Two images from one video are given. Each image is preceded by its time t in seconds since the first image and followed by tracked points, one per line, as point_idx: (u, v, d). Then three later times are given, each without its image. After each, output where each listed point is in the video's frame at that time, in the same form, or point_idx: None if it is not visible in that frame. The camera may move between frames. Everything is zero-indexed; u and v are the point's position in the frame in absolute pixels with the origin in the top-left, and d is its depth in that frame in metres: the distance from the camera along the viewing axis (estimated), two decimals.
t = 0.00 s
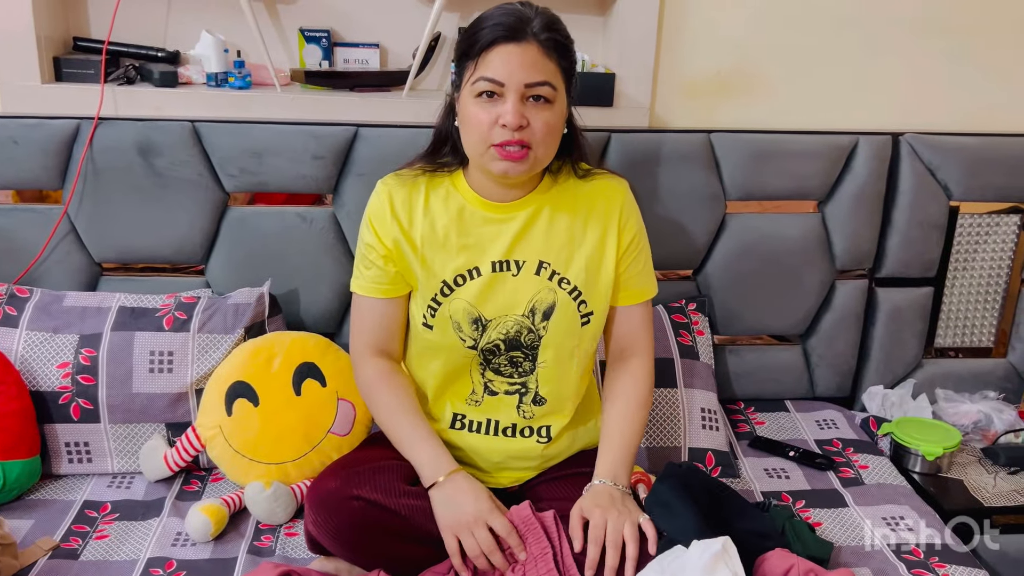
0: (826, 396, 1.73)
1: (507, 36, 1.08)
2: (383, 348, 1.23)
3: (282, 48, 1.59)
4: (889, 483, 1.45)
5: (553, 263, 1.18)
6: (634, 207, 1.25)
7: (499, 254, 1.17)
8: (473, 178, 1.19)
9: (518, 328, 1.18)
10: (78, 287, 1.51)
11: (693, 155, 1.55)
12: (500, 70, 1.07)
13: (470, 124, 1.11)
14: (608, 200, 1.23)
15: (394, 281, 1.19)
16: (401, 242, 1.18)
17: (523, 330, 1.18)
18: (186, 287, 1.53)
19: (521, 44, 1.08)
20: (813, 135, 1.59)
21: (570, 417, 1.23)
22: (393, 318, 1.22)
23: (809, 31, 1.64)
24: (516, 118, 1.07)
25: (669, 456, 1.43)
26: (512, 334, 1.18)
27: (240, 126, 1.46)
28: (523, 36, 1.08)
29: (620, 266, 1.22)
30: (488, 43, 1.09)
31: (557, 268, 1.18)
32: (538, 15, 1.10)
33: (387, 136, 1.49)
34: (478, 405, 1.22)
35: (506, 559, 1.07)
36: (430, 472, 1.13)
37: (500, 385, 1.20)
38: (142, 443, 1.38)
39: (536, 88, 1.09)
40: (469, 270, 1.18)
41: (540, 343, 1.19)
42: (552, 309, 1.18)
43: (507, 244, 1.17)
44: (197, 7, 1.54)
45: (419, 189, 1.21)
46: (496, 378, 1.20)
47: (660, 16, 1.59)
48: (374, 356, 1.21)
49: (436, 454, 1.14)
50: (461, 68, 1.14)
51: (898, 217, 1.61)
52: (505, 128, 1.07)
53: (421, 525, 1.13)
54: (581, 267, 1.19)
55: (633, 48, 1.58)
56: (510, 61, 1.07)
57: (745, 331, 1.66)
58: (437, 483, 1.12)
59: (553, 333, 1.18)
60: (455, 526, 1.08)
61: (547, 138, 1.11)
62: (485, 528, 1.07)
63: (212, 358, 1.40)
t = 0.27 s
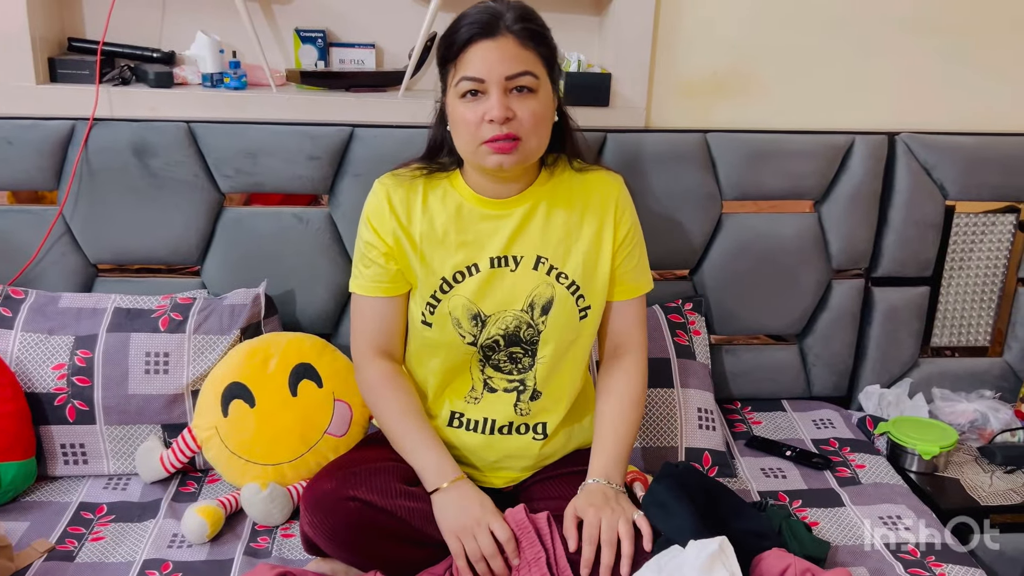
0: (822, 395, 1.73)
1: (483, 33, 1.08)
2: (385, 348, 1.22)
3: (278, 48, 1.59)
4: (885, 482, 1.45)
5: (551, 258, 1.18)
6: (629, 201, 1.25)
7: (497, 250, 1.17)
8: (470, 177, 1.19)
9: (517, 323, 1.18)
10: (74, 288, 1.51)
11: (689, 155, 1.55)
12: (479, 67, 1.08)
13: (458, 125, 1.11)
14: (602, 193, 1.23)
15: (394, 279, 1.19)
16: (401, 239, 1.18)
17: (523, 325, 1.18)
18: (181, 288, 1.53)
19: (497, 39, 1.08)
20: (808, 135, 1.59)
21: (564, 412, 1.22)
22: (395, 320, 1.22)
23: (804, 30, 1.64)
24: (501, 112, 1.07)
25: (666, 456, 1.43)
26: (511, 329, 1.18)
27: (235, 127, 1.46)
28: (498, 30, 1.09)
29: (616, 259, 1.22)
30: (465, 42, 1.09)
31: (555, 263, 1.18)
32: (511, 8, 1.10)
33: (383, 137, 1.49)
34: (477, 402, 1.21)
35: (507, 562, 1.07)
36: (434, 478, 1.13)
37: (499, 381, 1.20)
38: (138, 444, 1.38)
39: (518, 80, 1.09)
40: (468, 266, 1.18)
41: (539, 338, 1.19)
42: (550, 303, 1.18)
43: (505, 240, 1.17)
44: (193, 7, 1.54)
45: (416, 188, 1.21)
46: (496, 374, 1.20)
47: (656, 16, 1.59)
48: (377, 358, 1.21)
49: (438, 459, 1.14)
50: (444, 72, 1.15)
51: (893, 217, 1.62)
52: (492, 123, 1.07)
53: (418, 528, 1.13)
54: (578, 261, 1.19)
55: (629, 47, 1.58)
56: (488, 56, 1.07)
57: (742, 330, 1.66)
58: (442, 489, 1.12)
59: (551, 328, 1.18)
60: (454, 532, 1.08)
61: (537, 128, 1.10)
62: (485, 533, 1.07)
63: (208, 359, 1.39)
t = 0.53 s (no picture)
0: (820, 395, 1.73)
1: (466, 43, 1.08)
2: (385, 346, 1.22)
3: (274, 49, 1.59)
4: (883, 481, 1.45)
5: (545, 257, 1.18)
6: (623, 203, 1.25)
7: (492, 247, 1.18)
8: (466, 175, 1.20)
9: (511, 321, 1.18)
10: (71, 289, 1.50)
11: (687, 155, 1.55)
12: (458, 77, 1.08)
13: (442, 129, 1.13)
14: (596, 196, 1.23)
15: (393, 275, 1.19)
16: (398, 234, 1.18)
17: (516, 322, 1.18)
18: (179, 289, 1.53)
19: (478, 50, 1.07)
20: (805, 135, 1.59)
21: (562, 410, 1.22)
22: (393, 318, 1.21)
23: (801, 30, 1.64)
24: (474, 124, 1.07)
25: (664, 456, 1.43)
26: (505, 327, 1.18)
27: (232, 127, 1.46)
28: (480, 41, 1.07)
29: (611, 259, 1.22)
30: (450, 49, 1.09)
31: (549, 262, 1.18)
32: (498, 17, 1.08)
33: (380, 137, 1.49)
34: (473, 399, 1.21)
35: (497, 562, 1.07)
36: (429, 474, 1.12)
37: (494, 378, 1.20)
38: (136, 445, 1.38)
39: (495, 91, 1.08)
40: (464, 263, 1.18)
41: (533, 335, 1.19)
42: (544, 302, 1.18)
43: (500, 237, 1.18)
44: (190, 8, 1.54)
45: (414, 184, 1.21)
46: (491, 372, 1.20)
47: (653, 16, 1.59)
48: (377, 355, 1.21)
49: (432, 455, 1.14)
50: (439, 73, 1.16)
51: (890, 217, 1.62)
52: (466, 133, 1.08)
53: (417, 525, 1.13)
54: (572, 259, 1.19)
55: (626, 47, 1.58)
56: (468, 68, 1.07)
57: (739, 330, 1.66)
58: (436, 486, 1.11)
59: (545, 326, 1.18)
60: (445, 531, 1.07)
61: (513, 139, 1.10)
62: (474, 533, 1.06)
63: (205, 360, 1.39)
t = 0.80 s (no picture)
0: (818, 394, 1.73)
1: (467, 45, 1.08)
2: (384, 351, 1.22)
3: (272, 50, 1.59)
4: (881, 481, 1.45)
5: (543, 257, 1.19)
6: (618, 200, 1.25)
7: (490, 249, 1.18)
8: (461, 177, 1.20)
9: (510, 322, 1.19)
10: (69, 290, 1.50)
11: (684, 155, 1.55)
12: (461, 78, 1.08)
13: (443, 131, 1.12)
14: (592, 195, 1.23)
15: (392, 280, 1.19)
16: (395, 239, 1.18)
17: (515, 324, 1.19)
18: (177, 290, 1.53)
19: (481, 51, 1.07)
20: (803, 135, 1.60)
21: (562, 410, 1.22)
22: (392, 322, 1.21)
23: (798, 31, 1.64)
24: (478, 125, 1.07)
25: (662, 456, 1.43)
26: (504, 328, 1.19)
27: (230, 128, 1.46)
28: (483, 42, 1.07)
29: (607, 257, 1.22)
30: (451, 51, 1.09)
31: (547, 262, 1.19)
32: (500, 18, 1.08)
33: (378, 138, 1.49)
34: (473, 401, 1.21)
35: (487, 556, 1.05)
36: (419, 471, 1.13)
37: (494, 379, 1.20)
38: (134, 446, 1.38)
39: (499, 93, 1.08)
40: (462, 266, 1.18)
41: (532, 335, 1.19)
42: (543, 302, 1.18)
43: (497, 239, 1.18)
44: (188, 8, 1.54)
45: (410, 188, 1.21)
46: (491, 373, 1.20)
47: (651, 16, 1.59)
48: (375, 357, 1.21)
49: (422, 454, 1.14)
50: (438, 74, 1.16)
51: (888, 217, 1.62)
52: (470, 134, 1.08)
53: (415, 527, 1.13)
54: (570, 258, 1.19)
55: (623, 48, 1.58)
56: (471, 69, 1.07)
57: (737, 330, 1.66)
58: (424, 484, 1.11)
59: (544, 326, 1.19)
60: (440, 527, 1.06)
61: (516, 140, 1.10)
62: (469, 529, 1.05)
63: (204, 361, 1.39)
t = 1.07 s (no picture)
0: (816, 394, 1.74)
1: (469, 47, 1.07)
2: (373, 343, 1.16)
3: (270, 51, 1.59)
4: (879, 480, 1.45)
5: (538, 256, 1.19)
6: (616, 202, 1.25)
7: (485, 246, 1.18)
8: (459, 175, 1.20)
9: (504, 320, 1.19)
10: (67, 291, 1.50)
11: (682, 155, 1.55)
12: (464, 80, 1.07)
13: (444, 132, 1.12)
14: (589, 195, 1.24)
15: (387, 270, 1.17)
16: (391, 232, 1.17)
17: (509, 322, 1.19)
18: (175, 291, 1.53)
19: (483, 54, 1.06)
20: (800, 135, 1.60)
21: (557, 411, 1.22)
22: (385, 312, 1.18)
23: (792, 31, 1.64)
24: (482, 128, 1.07)
25: (661, 456, 1.43)
26: (498, 326, 1.19)
27: (228, 129, 1.46)
28: (485, 44, 1.07)
29: (603, 258, 1.22)
30: (452, 53, 1.08)
31: (542, 261, 1.19)
32: (501, 20, 1.08)
33: (376, 139, 1.49)
34: (468, 400, 1.21)
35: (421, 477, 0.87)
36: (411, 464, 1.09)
37: (488, 378, 1.20)
38: (132, 447, 1.37)
39: (501, 96, 1.08)
40: (457, 262, 1.18)
41: (526, 334, 1.19)
42: (537, 301, 1.19)
43: (493, 237, 1.18)
44: (186, 9, 1.54)
45: (408, 184, 1.21)
46: (485, 372, 1.20)
47: (648, 16, 1.59)
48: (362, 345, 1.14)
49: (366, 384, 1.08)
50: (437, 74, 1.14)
51: (885, 216, 1.62)
52: (472, 137, 1.08)
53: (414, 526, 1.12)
54: (565, 258, 1.20)
55: (621, 48, 1.58)
56: (474, 71, 1.06)
57: (735, 330, 1.66)
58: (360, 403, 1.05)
59: (538, 325, 1.19)
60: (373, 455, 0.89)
61: (517, 142, 1.11)
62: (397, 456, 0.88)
63: (202, 362, 1.39)
